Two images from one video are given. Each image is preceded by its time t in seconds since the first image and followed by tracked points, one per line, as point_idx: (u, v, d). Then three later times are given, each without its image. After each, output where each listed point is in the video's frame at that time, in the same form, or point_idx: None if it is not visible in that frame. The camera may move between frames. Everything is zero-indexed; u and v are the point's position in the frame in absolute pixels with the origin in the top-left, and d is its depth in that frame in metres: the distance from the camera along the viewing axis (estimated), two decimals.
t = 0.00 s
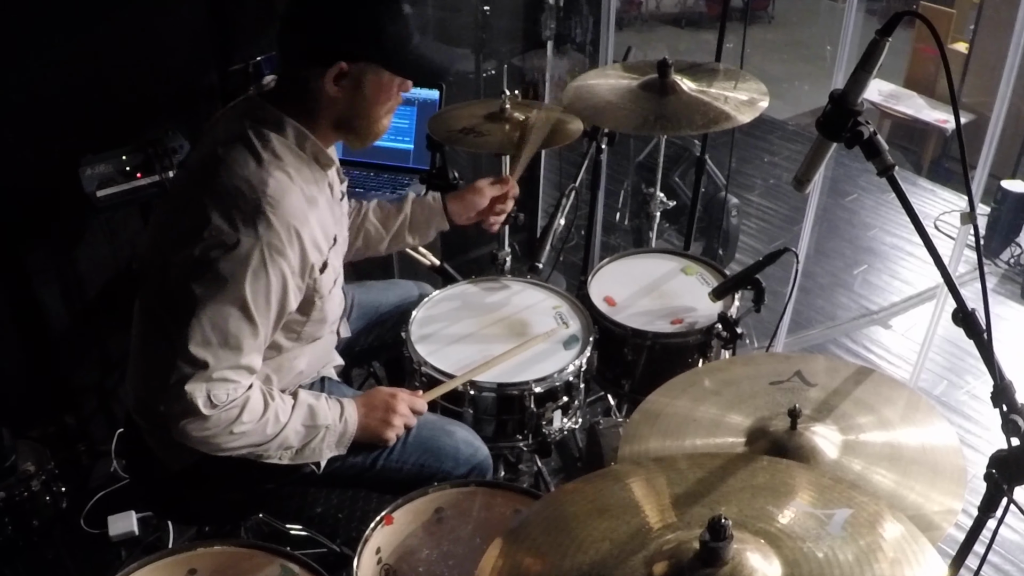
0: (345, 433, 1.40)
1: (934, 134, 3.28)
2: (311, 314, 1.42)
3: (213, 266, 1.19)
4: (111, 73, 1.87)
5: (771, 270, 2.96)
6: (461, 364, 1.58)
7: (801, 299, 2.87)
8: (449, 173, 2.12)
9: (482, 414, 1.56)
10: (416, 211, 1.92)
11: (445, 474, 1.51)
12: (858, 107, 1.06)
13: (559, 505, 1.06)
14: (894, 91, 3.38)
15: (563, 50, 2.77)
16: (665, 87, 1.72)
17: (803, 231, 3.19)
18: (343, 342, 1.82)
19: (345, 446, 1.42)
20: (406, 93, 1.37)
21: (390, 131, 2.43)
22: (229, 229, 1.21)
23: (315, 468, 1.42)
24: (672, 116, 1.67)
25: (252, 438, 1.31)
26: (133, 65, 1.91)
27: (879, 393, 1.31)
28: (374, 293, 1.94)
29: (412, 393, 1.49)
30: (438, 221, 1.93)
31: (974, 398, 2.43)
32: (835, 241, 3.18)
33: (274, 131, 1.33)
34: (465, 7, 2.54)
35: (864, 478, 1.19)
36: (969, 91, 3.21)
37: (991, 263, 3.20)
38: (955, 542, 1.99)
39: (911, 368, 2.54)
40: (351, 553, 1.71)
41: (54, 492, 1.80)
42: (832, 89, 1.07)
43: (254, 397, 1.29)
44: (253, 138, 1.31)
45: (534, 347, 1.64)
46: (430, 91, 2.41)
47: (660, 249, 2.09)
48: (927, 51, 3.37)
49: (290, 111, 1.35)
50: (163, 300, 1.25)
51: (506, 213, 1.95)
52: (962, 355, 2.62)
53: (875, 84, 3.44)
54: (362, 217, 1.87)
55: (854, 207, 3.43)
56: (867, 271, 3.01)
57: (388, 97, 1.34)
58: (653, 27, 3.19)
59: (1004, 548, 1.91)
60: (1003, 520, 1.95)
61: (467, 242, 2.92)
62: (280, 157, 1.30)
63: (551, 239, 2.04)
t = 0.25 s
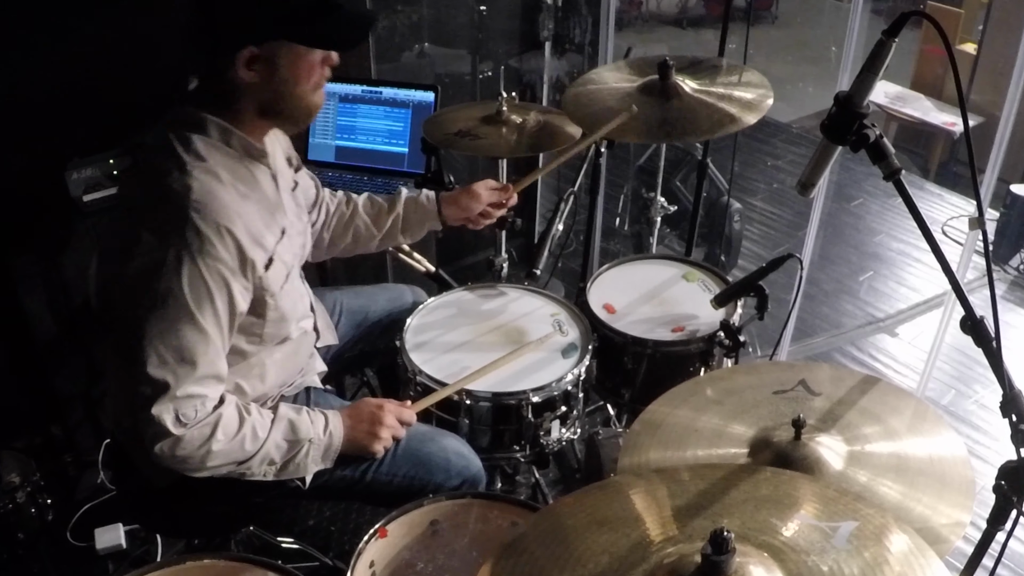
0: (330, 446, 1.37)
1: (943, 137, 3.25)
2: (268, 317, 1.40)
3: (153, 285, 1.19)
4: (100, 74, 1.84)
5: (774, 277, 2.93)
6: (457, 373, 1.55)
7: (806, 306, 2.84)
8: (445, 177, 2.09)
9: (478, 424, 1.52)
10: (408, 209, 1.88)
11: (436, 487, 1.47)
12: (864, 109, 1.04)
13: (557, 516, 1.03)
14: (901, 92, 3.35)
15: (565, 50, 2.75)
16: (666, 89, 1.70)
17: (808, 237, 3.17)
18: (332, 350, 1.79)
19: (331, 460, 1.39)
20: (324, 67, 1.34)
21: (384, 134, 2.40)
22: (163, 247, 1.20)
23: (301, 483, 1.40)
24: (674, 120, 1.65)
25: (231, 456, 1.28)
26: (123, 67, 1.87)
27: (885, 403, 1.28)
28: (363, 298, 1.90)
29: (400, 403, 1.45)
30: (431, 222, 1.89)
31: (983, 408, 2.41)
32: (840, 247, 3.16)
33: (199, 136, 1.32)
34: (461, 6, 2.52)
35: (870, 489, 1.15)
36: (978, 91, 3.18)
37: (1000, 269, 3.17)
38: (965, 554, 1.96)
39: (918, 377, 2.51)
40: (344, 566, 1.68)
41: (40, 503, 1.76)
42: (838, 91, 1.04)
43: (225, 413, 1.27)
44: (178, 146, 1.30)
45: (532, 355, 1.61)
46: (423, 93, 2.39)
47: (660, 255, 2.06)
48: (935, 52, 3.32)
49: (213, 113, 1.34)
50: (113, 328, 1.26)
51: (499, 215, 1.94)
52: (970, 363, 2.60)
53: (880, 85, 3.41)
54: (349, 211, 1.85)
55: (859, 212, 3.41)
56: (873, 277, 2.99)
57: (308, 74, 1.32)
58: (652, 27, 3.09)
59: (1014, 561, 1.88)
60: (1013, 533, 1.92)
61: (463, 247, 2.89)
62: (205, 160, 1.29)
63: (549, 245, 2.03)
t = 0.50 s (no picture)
0: (312, 460, 1.35)
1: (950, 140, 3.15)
2: (219, 321, 1.37)
3: (92, 312, 1.17)
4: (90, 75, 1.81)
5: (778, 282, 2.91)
6: (452, 382, 1.52)
7: (811, 313, 2.82)
8: (441, 181, 2.06)
9: (474, 434, 1.49)
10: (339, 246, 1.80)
11: (424, 500, 1.44)
12: (870, 111, 1.01)
13: (553, 528, 1.00)
14: (908, 94, 3.25)
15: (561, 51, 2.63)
16: (665, 90, 1.67)
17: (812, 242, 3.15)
18: (319, 357, 1.75)
19: (314, 474, 1.37)
20: (238, 53, 1.31)
21: (378, 136, 2.38)
22: (98, 272, 1.18)
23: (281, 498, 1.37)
24: (673, 121, 1.63)
25: (204, 473, 1.27)
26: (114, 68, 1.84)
27: (891, 412, 1.26)
28: (352, 301, 1.86)
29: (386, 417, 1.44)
30: (358, 264, 1.81)
31: (991, 417, 2.38)
32: (845, 252, 3.14)
33: (118, 148, 1.29)
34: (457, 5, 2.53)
35: (876, 500, 1.13)
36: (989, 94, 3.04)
37: (1009, 275, 3.14)
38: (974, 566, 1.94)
39: (925, 385, 2.49)
40: None
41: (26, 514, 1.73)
42: (843, 93, 1.02)
43: (192, 429, 1.26)
44: (99, 160, 1.27)
45: (530, 363, 1.58)
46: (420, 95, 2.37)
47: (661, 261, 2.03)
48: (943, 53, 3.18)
49: (128, 124, 1.31)
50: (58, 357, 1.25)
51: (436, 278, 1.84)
52: (979, 372, 2.57)
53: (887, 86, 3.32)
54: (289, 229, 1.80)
55: (864, 216, 3.39)
56: (878, 283, 2.97)
57: (219, 64, 1.29)
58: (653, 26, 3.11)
59: None
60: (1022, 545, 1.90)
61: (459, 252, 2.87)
62: (129, 171, 1.26)
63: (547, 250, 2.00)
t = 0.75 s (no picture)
0: (290, 468, 1.32)
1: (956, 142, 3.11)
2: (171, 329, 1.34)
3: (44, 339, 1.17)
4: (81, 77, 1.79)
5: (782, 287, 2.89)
6: (449, 389, 1.50)
7: (815, 318, 2.80)
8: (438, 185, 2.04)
9: (469, 442, 1.47)
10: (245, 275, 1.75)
11: (409, 512, 1.42)
12: (874, 114, 0.99)
13: (550, 539, 0.97)
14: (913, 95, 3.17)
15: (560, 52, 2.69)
16: (666, 92, 1.65)
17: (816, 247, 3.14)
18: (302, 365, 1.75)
19: (292, 484, 1.34)
20: (165, 57, 1.33)
21: (373, 139, 2.36)
22: (43, 301, 1.18)
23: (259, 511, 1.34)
24: (674, 122, 1.61)
25: (176, 491, 1.25)
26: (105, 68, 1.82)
27: (897, 420, 1.23)
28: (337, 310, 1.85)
29: (367, 427, 1.40)
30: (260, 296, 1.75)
31: (998, 425, 2.36)
32: (850, 257, 3.12)
33: (50, 170, 1.28)
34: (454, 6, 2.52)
35: (881, 510, 1.10)
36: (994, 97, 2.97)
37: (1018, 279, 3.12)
38: None
39: (931, 392, 2.47)
40: None
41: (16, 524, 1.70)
42: (846, 95, 1.00)
43: (159, 447, 1.24)
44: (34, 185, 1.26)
45: (528, 370, 1.56)
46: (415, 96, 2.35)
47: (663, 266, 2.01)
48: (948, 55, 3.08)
49: (64, 143, 1.30)
50: (21, 385, 1.25)
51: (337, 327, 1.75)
52: (986, 378, 2.55)
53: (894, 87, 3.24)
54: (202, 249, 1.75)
55: (868, 220, 3.38)
56: (883, 289, 2.95)
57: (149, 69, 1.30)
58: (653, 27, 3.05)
59: None
60: None
61: (456, 256, 2.85)
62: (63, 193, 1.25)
63: (546, 254, 1.97)
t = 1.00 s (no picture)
0: (298, 415, 1.33)
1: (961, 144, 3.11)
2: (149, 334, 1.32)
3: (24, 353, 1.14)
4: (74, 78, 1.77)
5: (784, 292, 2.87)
6: (446, 396, 1.48)
7: (817, 323, 2.79)
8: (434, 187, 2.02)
9: (465, 449, 1.45)
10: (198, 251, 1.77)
11: (396, 521, 1.40)
12: (879, 115, 0.98)
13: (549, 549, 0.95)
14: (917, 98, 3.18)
15: (558, 53, 2.68)
16: (668, 93, 1.64)
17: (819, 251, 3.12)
18: (289, 370, 1.72)
19: (303, 432, 1.34)
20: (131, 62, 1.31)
21: (370, 141, 2.34)
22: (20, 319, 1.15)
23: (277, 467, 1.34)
24: (675, 124, 1.60)
25: (196, 472, 1.25)
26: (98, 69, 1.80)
27: (902, 427, 1.21)
28: (326, 315, 1.83)
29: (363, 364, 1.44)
30: (217, 269, 1.78)
31: (1004, 431, 2.34)
32: (852, 261, 3.11)
33: (15, 185, 1.23)
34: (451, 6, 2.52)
35: (885, 518, 1.08)
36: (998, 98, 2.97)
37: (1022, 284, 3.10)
38: None
39: (936, 398, 2.45)
40: None
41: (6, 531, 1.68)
42: (851, 96, 0.99)
43: (169, 430, 1.23)
44: None
45: (526, 376, 1.54)
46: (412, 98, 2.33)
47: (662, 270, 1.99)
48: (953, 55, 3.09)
49: (28, 157, 1.26)
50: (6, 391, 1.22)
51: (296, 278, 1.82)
52: (991, 385, 2.53)
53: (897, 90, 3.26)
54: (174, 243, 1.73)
55: (870, 224, 3.36)
56: (885, 293, 2.93)
57: (119, 74, 1.29)
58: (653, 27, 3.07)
59: None
60: None
61: (454, 260, 2.83)
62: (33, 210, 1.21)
63: (544, 258, 1.95)
